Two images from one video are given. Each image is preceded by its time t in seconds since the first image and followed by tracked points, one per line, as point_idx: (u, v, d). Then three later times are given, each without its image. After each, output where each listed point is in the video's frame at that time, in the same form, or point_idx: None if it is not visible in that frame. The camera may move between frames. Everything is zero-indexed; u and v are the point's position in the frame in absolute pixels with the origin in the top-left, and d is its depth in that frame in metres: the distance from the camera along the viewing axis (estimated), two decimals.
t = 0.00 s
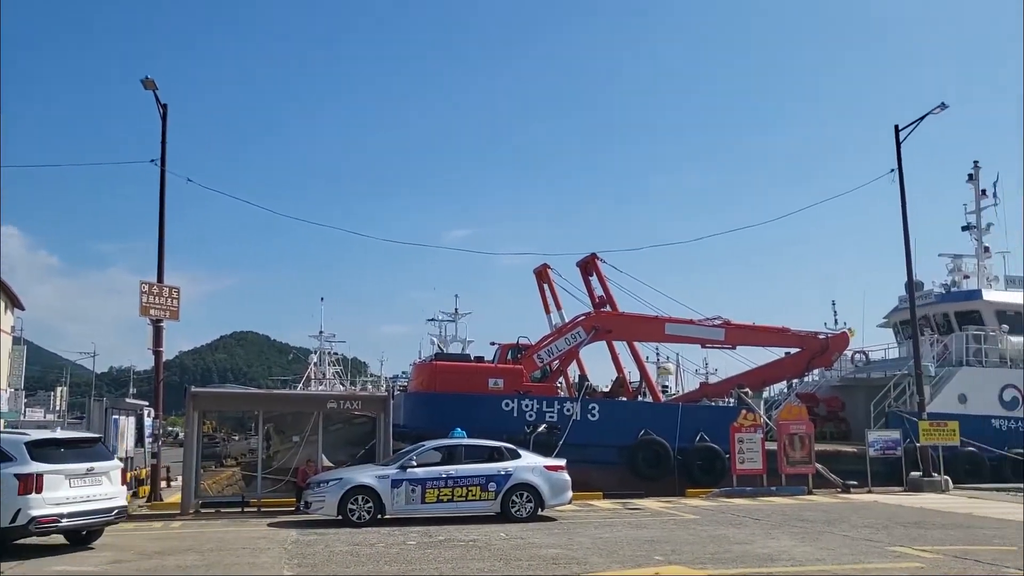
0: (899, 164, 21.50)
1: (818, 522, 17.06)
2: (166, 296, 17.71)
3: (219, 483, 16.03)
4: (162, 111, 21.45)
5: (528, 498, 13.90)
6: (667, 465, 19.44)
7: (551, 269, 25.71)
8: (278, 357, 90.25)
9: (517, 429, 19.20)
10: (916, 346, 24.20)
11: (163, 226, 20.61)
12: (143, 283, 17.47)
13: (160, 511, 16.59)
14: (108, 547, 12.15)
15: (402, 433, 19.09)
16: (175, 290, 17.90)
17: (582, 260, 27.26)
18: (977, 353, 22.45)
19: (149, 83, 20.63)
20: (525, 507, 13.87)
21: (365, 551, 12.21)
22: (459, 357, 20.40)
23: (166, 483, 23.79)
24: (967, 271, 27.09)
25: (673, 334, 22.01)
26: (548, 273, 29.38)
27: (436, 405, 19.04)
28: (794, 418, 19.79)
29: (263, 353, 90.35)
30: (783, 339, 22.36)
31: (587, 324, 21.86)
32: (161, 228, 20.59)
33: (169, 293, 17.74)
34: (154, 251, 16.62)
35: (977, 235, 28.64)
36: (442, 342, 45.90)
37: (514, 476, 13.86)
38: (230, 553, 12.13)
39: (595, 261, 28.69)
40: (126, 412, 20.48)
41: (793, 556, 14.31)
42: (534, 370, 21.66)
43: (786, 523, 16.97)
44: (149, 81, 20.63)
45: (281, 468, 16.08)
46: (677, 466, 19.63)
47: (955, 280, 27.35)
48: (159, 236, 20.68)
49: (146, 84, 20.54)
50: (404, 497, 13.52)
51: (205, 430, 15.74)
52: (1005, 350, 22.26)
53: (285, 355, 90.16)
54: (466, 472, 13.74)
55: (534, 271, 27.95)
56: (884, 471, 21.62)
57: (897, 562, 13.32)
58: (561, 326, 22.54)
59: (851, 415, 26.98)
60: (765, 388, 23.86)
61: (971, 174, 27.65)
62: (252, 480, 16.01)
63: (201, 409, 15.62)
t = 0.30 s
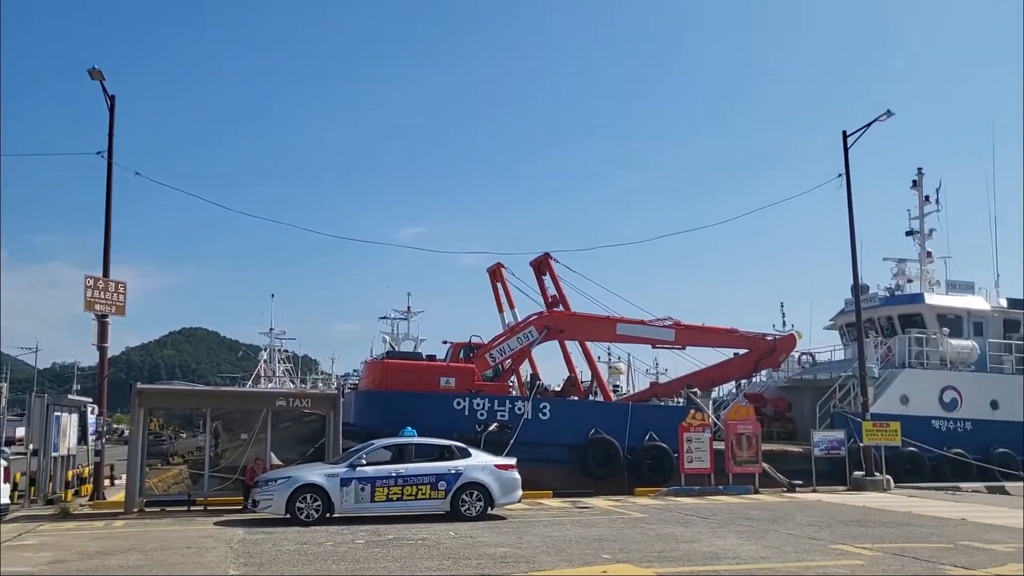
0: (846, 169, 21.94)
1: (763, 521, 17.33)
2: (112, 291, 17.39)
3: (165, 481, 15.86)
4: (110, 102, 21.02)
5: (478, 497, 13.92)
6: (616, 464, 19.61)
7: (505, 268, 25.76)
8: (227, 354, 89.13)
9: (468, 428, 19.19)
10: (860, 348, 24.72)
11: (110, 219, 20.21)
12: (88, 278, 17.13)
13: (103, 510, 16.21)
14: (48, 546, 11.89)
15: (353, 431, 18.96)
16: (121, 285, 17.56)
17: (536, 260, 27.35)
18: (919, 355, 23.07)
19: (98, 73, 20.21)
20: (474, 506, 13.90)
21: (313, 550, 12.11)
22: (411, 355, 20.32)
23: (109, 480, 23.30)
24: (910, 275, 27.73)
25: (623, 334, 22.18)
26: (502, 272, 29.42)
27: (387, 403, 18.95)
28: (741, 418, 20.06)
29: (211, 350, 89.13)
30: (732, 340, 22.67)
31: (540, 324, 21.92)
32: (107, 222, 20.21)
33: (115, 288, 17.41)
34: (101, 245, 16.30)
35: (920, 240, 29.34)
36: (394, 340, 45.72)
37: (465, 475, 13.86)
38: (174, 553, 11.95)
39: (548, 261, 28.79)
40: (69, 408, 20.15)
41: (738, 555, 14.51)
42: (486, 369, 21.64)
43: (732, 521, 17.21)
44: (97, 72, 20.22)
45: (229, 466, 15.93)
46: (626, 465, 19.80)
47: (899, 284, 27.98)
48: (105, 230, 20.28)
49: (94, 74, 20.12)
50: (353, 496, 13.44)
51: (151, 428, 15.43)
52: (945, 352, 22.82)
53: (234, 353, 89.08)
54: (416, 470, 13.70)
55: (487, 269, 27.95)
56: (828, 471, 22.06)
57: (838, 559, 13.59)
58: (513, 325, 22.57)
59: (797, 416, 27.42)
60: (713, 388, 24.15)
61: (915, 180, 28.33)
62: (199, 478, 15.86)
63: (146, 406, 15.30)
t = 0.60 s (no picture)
0: (807, 172, 22.21)
1: (723, 520, 17.50)
2: (69, 289, 17.12)
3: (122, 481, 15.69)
4: (68, 97, 20.69)
5: (440, 497, 13.90)
6: (579, 464, 19.68)
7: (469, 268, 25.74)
8: (187, 353, 88.12)
9: (431, 428, 19.13)
10: (820, 349, 25.04)
11: (67, 215, 19.87)
12: (44, 275, 16.84)
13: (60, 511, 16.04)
14: None
15: (315, 431, 18.82)
16: (78, 283, 17.29)
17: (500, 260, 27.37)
18: (876, 357, 23.40)
19: (55, 66, 19.87)
20: (436, 506, 13.87)
21: (273, 551, 12.02)
22: (374, 355, 20.23)
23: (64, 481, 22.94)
24: (869, 277, 28.17)
25: (587, 335, 22.27)
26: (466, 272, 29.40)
27: (349, 404, 18.84)
28: (702, 418, 20.22)
29: (171, 349, 88.05)
30: (694, 341, 22.87)
31: (504, 324, 21.91)
32: (64, 218, 19.86)
33: (72, 286, 17.14)
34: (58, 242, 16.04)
35: (878, 244, 29.82)
36: (357, 340, 45.52)
37: (427, 475, 13.83)
38: (131, 555, 11.80)
39: (513, 261, 28.82)
40: (24, 408, 19.81)
41: (697, 554, 14.64)
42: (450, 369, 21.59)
43: (692, 521, 17.36)
44: (55, 66, 19.88)
45: (189, 466, 15.76)
46: (588, 465, 19.88)
47: (857, 287, 28.42)
48: (62, 226, 19.94)
49: (51, 67, 19.77)
50: (314, 496, 13.35)
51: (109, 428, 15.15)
52: (902, 354, 23.17)
53: (195, 352, 88.07)
54: (378, 471, 13.64)
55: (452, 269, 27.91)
56: (787, 471, 22.33)
57: (795, 558, 13.78)
58: (477, 325, 22.55)
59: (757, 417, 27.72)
60: (675, 389, 24.33)
61: (874, 184, 28.77)
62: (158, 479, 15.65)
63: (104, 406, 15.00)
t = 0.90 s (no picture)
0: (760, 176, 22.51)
1: (674, 519, 17.66)
2: (14, 284, 16.73)
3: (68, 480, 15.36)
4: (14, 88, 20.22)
5: (392, 497, 13.83)
6: (532, 463, 19.71)
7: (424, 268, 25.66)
8: (137, 351, 86.65)
9: (384, 427, 19.02)
10: (771, 351, 25.38)
11: (12, 209, 19.42)
12: None
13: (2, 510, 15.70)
14: None
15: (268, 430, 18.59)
16: (23, 277, 16.92)
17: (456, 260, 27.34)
18: (825, 358, 23.74)
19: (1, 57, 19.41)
20: (389, 506, 13.79)
21: (222, 551, 11.86)
22: (328, 354, 20.06)
23: (7, 481, 22.42)
24: (819, 280, 28.62)
25: (542, 335, 22.31)
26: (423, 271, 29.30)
27: (302, 402, 18.65)
28: (655, 418, 20.37)
29: (121, 346, 86.49)
30: (648, 342, 23.04)
31: (459, 324, 21.87)
32: (9, 213, 19.41)
33: (17, 280, 16.76)
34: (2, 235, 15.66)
35: (829, 247, 30.31)
36: (311, 339, 45.15)
37: (380, 475, 13.75)
38: (76, 556, 11.56)
39: (469, 261, 28.80)
40: None
41: (648, 553, 14.73)
42: (405, 368, 21.50)
43: (644, 520, 17.48)
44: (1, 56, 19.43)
45: (138, 466, 15.41)
46: (542, 464, 19.92)
47: (808, 289, 28.87)
48: (7, 221, 19.49)
49: None
50: (266, 496, 13.19)
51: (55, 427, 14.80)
52: (851, 356, 23.59)
53: (145, 350, 86.64)
54: (331, 470, 13.53)
55: (408, 268, 27.82)
56: (737, 470, 22.59)
57: (743, 557, 13.94)
58: (432, 324, 22.48)
59: (709, 417, 28.02)
60: (628, 389, 24.49)
61: (825, 189, 29.23)
62: (105, 479, 15.30)
63: (50, 404, 14.65)
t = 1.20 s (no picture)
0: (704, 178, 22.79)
1: (617, 518, 17.79)
2: None
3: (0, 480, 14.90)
4: None
5: (335, 496, 13.70)
6: (477, 462, 19.69)
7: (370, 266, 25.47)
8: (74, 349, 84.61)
9: (328, 427, 18.84)
10: (713, 351, 25.71)
11: None
12: None
13: None
14: None
15: (208, 429, 18.29)
16: None
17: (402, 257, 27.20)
18: (766, 358, 24.11)
19: None
20: (332, 505, 13.66)
21: (159, 552, 11.63)
22: (271, 352, 19.79)
23: None
24: (761, 281, 29.09)
25: (488, 334, 22.30)
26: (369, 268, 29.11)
27: (243, 401, 18.38)
28: (599, 417, 20.50)
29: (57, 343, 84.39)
30: (593, 341, 23.18)
31: (405, 322, 21.75)
32: None
33: None
34: None
35: (771, 249, 30.81)
36: (255, 337, 44.55)
37: (323, 474, 13.62)
38: (7, 558, 11.25)
39: (416, 259, 28.68)
40: None
41: (590, 551, 14.82)
42: (349, 367, 21.33)
43: (586, 519, 17.58)
44: None
45: (73, 465, 15.17)
46: (487, 463, 19.91)
47: (750, 290, 29.30)
48: None
49: None
50: (205, 496, 12.97)
51: None
52: (791, 356, 24.02)
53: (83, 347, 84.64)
54: (272, 469, 13.36)
55: (354, 266, 27.61)
56: (679, 469, 22.84)
57: (683, 554, 14.10)
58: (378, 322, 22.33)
59: (652, 416, 28.24)
60: (573, 388, 24.62)
61: (768, 192, 29.72)
62: (39, 479, 14.90)
63: None
